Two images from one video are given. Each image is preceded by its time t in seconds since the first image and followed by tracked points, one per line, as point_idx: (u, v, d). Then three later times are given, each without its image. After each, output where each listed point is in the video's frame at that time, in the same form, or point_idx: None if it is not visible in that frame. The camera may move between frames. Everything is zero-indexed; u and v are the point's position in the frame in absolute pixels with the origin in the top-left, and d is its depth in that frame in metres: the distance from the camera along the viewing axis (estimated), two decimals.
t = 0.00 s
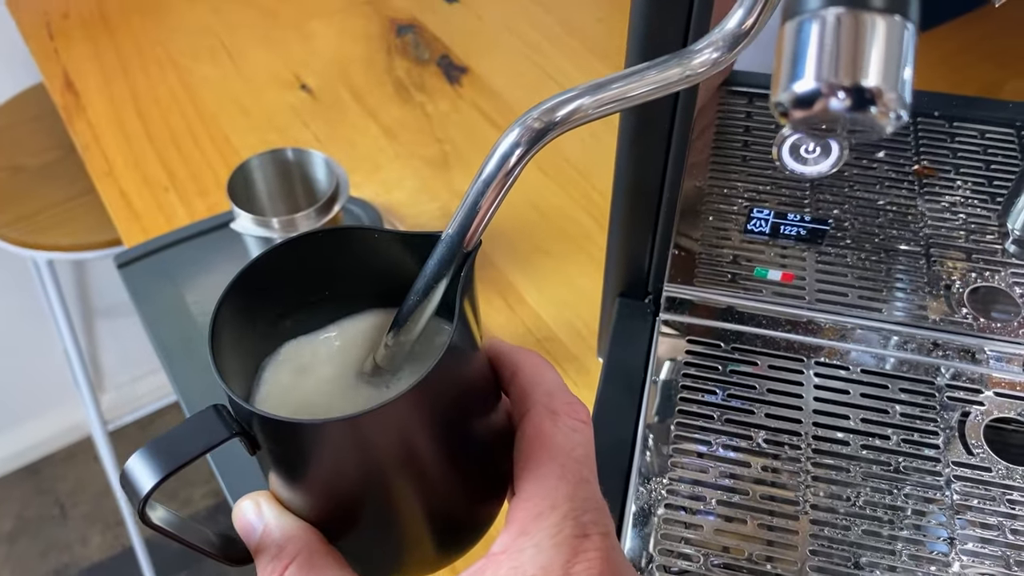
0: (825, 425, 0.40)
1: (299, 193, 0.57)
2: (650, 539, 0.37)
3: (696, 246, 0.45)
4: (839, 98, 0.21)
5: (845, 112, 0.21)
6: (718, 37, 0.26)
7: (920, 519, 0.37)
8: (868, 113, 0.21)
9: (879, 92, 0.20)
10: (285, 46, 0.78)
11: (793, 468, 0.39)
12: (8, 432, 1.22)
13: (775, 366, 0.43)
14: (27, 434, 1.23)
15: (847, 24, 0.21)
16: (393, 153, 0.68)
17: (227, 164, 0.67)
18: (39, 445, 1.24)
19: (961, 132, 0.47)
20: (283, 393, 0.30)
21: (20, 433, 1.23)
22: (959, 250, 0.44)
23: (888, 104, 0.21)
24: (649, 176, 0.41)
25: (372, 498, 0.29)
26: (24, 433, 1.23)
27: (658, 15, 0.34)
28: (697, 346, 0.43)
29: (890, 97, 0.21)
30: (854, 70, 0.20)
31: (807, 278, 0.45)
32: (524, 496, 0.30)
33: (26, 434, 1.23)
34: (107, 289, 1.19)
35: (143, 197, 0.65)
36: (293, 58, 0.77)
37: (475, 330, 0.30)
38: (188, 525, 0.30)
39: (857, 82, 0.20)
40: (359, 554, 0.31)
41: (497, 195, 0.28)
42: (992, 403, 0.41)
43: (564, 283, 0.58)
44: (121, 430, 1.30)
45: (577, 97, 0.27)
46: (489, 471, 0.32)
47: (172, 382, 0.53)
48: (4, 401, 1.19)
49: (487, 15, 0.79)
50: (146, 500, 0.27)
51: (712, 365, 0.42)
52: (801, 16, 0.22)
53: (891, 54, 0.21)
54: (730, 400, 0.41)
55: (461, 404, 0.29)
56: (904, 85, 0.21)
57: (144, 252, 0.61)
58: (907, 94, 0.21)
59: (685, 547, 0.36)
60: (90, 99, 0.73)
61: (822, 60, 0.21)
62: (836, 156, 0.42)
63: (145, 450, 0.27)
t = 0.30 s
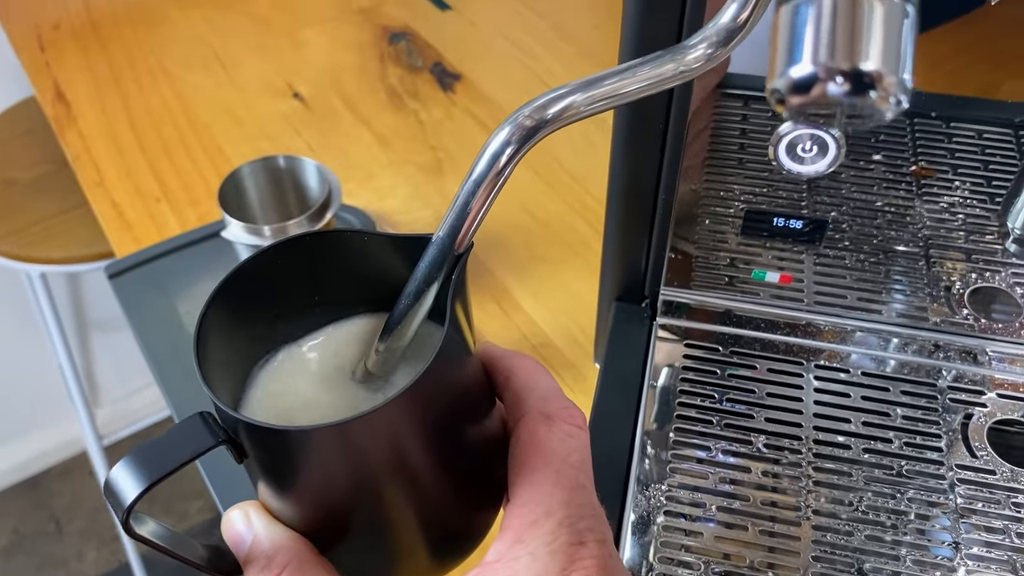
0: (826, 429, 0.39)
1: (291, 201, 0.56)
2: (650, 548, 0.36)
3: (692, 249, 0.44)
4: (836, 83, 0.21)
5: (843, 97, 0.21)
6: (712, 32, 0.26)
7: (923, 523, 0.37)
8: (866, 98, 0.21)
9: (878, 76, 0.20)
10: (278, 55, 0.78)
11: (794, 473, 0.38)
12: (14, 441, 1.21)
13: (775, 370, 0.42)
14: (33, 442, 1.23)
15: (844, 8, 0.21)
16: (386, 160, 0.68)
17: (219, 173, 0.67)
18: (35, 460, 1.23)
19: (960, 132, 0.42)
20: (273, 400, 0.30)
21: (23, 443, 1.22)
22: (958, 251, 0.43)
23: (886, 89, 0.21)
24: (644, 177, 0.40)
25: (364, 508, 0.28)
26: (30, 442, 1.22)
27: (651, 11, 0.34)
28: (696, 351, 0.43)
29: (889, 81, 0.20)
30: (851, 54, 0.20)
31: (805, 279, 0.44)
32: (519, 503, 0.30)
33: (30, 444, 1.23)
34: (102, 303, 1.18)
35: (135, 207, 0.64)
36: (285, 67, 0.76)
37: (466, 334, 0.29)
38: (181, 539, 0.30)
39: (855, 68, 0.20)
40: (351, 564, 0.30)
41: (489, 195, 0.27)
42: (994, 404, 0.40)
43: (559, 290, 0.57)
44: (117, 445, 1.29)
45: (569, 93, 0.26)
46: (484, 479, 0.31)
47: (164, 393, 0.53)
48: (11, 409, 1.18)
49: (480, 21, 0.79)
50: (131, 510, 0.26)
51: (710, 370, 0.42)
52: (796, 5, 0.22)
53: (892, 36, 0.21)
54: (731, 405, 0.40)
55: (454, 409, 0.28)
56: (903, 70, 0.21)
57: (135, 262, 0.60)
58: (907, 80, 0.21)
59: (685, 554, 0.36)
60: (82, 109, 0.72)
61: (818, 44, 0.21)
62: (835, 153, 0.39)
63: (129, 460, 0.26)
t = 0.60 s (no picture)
0: (829, 431, 0.39)
1: (285, 206, 0.56)
2: (651, 554, 0.35)
3: (691, 250, 0.43)
4: (840, 67, 0.21)
5: (848, 80, 0.21)
6: (710, 26, 0.25)
7: (928, 526, 0.36)
8: (872, 81, 0.20)
9: (883, 59, 0.20)
10: (272, 61, 0.77)
11: (796, 476, 0.37)
12: (10, 453, 1.20)
13: (776, 371, 0.42)
14: (29, 455, 1.22)
15: None
16: (381, 165, 0.67)
17: (213, 179, 0.66)
18: (31, 472, 1.22)
19: (960, 131, 0.41)
20: (265, 406, 0.29)
21: (19, 456, 1.21)
22: (959, 250, 0.42)
23: (893, 72, 0.20)
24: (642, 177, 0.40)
25: (358, 515, 0.28)
26: (24, 455, 1.21)
27: (647, 6, 0.33)
28: (695, 352, 0.42)
29: (896, 62, 0.20)
30: (856, 37, 0.20)
31: (805, 280, 0.43)
32: (517, 507, 0.29)
33: (26, 457, 1.22)
34: (97, 313, 1.17)
35: (128, 215, 0.64)
36: (279, 73, 0.76)
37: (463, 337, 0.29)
38: (174, 550, 0.30)
39: (860, 52, 0.20)
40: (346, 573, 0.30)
41: (483, 193, 0.27)
42: (999, 404, 0.40)
43: (557, 294, 0.56)
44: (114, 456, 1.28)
45: (564, 88, 0.26)
46: (481, 484, 0.31)
47: (158, 401, 0.52)
48: (7, 421, 1.17)
49: (475, 26, 0.78)
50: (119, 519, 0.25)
51: (711, 372, 0.41)
52: None
53: (898, 9, 0.20)
54: (732, 408, 0.40)
55: (449, 412, 0.27)
56: (909, 48, 0.21)
57: (129, 269, 0.59)
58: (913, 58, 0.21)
59: (687, 559, 0.35)
60: (74, 116, 0.72)
61: (820, 27, 0.20)
62: (834, 152, 0.40)
63: (117, 467, 0.26)
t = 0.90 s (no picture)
0: (832, 431, 0.38)
1: (282, 208, 0.55)
2: (653, 557, 0.35)
3: (692, 250, 0.43)
4: (846, 49, 0.20)
5: (855, 62, 0.20)
6: (710, 18, 0.25)
7: (933, 525, 0.36)
8: (880, 63, 0.20)
9: (892, 42, 0.20)
10: (267, 64, 0.77)
11: (800, 477, 0.37)
12: (7, 462, 1.20)
13: (778, 371, 0.41)
14: (27, 463, 1.21)
15: None
16: (379, 167, 0.67)
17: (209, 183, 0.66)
18: (28, 481, 1.22)
19: (960, 128, 0.41)
20: (260, 408, 0.29)
21: (17, 464, 1.20)
22: (962, 247, 0.42)
23: (901, 54, 0.20)
24: (641, 175, 0.39)
25: (356, 518, 0.27)
26: (21, 464, 1.20)
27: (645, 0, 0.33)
28: (696, 352, 0.42)
29: (903, 45, 0.20)
30: (863, 18, 0.20)
31: (806, 279, 0.43)
32: (518, 508, 0.29)
33: (23, 466, 1.21)
34: (94, 320, 1.17)
35: (124, 219, 0.63)
36: (275, 76, 0.76)
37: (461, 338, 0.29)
38: (170, 556, 0.29)
39: (868, 34, 0.20)
40: None
41: (481, 190, 0.26)
42: (1004, 403, 0.39)
43: (556, 296, 0.56)
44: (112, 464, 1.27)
45: (561, 82, 0.26)
46: (480, 486, 0.30)
47: (155, 406, 0.52)
48: (5, 430, 1.17)
49: (471, 28, 0.78)
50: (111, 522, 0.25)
51: (712, 372, 0.41)
52: None
53: None
54: (734, 408, 0.39)
55: (448, 413, 0.27)
56: (917, 29, 0.20)
57: (125, 273, 0.59)
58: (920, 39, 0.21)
59: (689, 561, 0.35)
60: (69, 120, 0.71)
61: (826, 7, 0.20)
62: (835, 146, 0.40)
63: (108, 470, 0.25)
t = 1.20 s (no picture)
0: (833, 432, 0.38)
1: (276, 210, 0.55)
2: (652, 560, 0.34)
3: (690, 250, 0.42)
4: (849, 37, 0.22)
5: (858, 50, 0.22)
6: (709, 12, 0.25)
7: (935, 526, 0.35)
8: (882, 51, 0.22)
9: (894, 31, 0.22)
10: (263, 66, 0.77)
11: (801, 478, 0.37)
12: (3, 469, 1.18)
13: (778, 371, 0.41)
14: (23, 471, 1.20)
15: None
16: (375, 169, 0.66)
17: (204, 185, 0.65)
18: (25, 487, 1.21)
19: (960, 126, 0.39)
20: (251, 412, 0.28)
21: (13, 472, 1.19)
22: (963, 246, 0.41)
23: (905, 43, 0.22)
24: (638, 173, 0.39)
25: (351, 522, 0.27)
26: (18, 471, 1.20)
27: None
28: (695, 352, 0.41)
29: (906, 34, 0.22)
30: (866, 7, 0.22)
31: (805, 279, 0.43)
32: (515, 511, 0.29)
33: (19, 473, 1.20)
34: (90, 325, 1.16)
35: (118, 222, 0.63)
36: (271, 77, 0.75)
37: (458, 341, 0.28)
38: (164, 563, 0.29)
39: (871, 24, 0.22)
40: None
41: (475, 187, 0.26)
42: (1006, 403, 0.39)
43: (553, 297, 0.56)
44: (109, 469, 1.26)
45: (557, 77, 0.25)
46: (477, 488, 0.30)
47: (149, 410, 0.51)
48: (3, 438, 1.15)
49: (468, 29, 0.78)
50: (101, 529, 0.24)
51: (711, 372, 0.40)
52: None
53: None
54: (734, 409, 0.39)
55: (444, 415, 0.26)
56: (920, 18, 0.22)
57: (119, 276, 0.58)
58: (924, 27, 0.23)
59: (688, 563, 0.34)
60: (63, 123, 0.71)
61: None
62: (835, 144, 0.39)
63: (97, 475, 0.25)
